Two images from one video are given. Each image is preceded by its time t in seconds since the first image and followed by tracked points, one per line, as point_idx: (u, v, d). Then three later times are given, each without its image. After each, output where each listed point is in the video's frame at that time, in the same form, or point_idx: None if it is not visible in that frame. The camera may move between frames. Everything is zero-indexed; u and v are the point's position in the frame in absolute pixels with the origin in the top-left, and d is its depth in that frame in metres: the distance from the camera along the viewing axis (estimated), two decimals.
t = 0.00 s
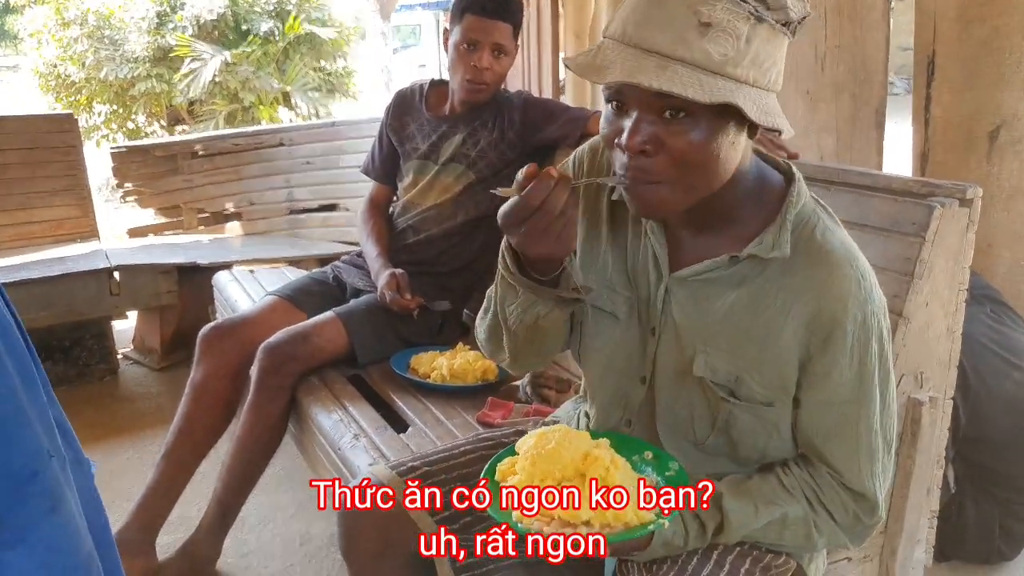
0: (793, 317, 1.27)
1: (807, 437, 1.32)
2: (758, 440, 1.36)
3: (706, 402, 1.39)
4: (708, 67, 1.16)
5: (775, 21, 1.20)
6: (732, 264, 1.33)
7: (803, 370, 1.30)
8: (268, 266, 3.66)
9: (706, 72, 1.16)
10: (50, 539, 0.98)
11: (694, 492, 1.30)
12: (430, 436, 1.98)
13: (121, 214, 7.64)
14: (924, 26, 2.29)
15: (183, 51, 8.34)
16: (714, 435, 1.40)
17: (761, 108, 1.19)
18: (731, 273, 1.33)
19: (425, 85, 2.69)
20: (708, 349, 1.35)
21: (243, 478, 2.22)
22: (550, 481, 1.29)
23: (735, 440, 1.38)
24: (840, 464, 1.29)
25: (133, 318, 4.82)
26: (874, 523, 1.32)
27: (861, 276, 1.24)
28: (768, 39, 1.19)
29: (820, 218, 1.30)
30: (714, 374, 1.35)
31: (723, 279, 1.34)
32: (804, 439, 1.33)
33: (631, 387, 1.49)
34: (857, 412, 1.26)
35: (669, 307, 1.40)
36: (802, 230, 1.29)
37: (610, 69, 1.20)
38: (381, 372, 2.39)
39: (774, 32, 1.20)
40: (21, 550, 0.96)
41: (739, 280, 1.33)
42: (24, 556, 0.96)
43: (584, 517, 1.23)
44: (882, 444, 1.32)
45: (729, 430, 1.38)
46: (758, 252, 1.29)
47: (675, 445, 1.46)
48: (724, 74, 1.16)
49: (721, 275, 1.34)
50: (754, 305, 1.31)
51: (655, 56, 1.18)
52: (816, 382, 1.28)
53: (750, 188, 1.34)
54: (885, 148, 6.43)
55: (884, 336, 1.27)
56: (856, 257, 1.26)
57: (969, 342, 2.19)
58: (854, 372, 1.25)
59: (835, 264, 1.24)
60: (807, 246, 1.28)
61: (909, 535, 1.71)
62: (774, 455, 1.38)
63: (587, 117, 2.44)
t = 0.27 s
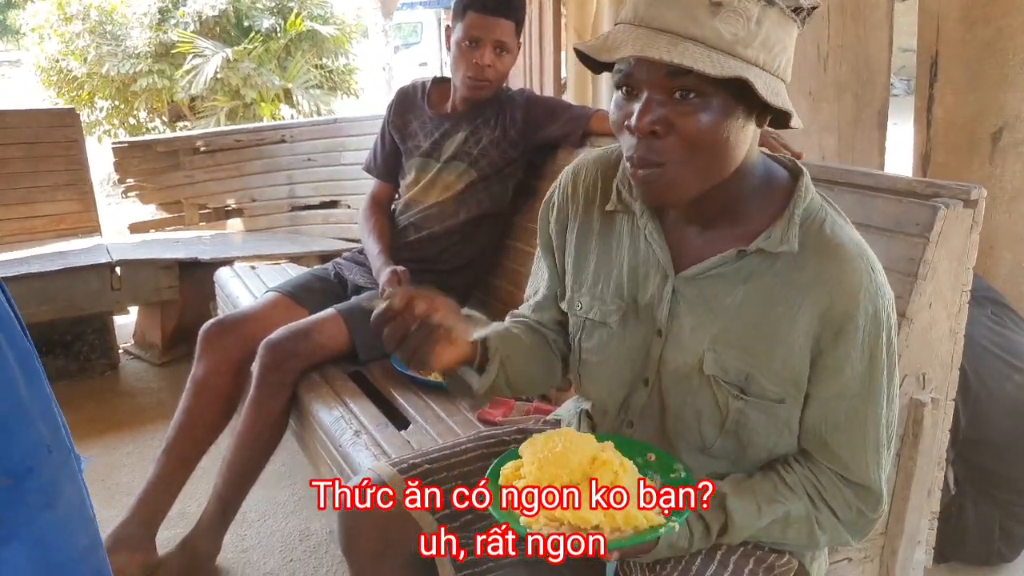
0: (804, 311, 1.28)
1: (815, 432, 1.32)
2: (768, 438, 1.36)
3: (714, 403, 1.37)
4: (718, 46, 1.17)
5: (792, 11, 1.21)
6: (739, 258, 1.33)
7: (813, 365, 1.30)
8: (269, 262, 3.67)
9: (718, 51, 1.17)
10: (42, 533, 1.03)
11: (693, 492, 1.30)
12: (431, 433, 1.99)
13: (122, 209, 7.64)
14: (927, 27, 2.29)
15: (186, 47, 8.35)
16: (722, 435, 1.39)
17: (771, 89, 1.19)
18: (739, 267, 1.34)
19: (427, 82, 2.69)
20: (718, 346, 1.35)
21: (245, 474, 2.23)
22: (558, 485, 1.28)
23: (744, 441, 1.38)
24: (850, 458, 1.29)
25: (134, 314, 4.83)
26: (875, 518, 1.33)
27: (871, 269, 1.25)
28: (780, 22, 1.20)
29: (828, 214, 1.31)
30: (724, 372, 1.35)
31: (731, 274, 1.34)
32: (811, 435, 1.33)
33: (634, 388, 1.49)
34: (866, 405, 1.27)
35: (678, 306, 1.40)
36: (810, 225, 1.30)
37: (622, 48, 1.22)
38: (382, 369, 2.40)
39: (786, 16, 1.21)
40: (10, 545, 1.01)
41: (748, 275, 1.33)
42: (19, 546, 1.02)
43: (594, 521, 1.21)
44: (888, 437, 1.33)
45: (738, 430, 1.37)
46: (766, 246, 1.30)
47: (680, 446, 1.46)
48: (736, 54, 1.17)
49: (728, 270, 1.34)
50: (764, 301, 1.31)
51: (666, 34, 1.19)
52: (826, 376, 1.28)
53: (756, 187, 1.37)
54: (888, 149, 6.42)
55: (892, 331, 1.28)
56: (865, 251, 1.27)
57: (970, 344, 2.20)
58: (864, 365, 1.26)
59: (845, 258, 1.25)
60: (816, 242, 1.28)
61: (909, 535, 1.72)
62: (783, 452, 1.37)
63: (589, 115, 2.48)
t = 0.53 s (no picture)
0: (798, 310, 1.27)
1: (814, 429, 1.30)
2: (766, 437, 1.34)
3: (712, 402, 1.37)
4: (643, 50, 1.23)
5: (718, 22, 1.20)
6: (731, 257, 1.33)
7: (810, 363, 1.29)
8: (270, 259, 3.66)
9: (617, 59, 1.24)
10: (38, 533, 1.01)
11: (694, 492, 1.29)
12: (433, 430, 1.98)
13: (123, 206, 7.63)
14: (931, 22, 2.28)
15: (186, 43, 8.34)
16: (720, 436, 1.38)
17: (664, 99, 1.21)
18: (731, 266, 1.33)
19: (429, 78, 2.68)
20: (713, 345, 1.35)
21: (246, 470, 2.22)
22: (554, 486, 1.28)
23: (743, 440, 1.36)
24: (849, 456, 1.28)
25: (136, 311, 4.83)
26: (877, 515, 1.31)
27: (866, 266, 1.24)
28: (690, 33, 1.20)
29: (822, 210, 1.29)
30: (719, 370, 1.34)
31: (725, 273, 1.34)
32: (810, 433, 1.32)
33: (635, 388, 1.49)
34: (863, 403, 1.26)
35: (672, 305, 1.41)
36: (803, 221, 1.29)
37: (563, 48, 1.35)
38: (383, 366, 2.39)
39: (702, 26, 1.20)
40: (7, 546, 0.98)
41: (741, 273, 1.33)
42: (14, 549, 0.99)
43: (588, 522, 1.22)
44: (887, 434, 1.31)
45: (736, 430, 1.36)
46: (757, 244, 1.29)
47: (678, 448, 1.45)
48: (630, 62, 1.23)
49: (720, 269, 1.34)
50: (758, 299, 1.31)
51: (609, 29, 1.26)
52: (823, 374, 1.27)
53: (747, 185, 1.36)
54: (891, 145, 6.40)
55: (889, 327, 1.26)
56: (860, 247, 1.25)
57: (974, 341, 2.19)
58: (860, 363, 1.24)
59: (838, 254, 1.24)
60: (809, 239, 1.27)
61: (913, 533, 1.71)
62: (783, 449, 1.36)
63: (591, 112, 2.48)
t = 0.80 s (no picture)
0: (783, 305, 1.26)
1: (803, 426, 1.29)
2: (755, 434, 1.34)
3: (701, 397, 1.37)
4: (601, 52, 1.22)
5: (670, 24, 1.17)
6: (719, 252, 1.33)
7: (797, 359, 1.28)
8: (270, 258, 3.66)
9: (579, 61, 1.24)
10: (36, 535, 1.01)
11: (693, 492, 1.30)
12: (433, 430, 1.99)
13: (123, 206, 7.63)
14: (930, 21, 2.28)
15: (187, 43, 8.34)
16: (711, 431, 1.38)
17: (622, 102, 1.20)
18: (720, 261, 1.33)
19: (428, 78, 2.68)
20: (700, 340, 1.35)
21: (246, 470, 2.23)
22: (536, 475, 1.28)
23: (733, 436, 1.36)
24: (838, 454, 1.27)
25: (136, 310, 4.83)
26: (869, 514, 1.30)
27: (852, 262, 1.22)
28: (645, 35, 1.18)
29: (810, 206, 1.28)
30: (707, 365, 1.35)
31: (713, 268, 1.34)
32: (800, 431, 1.31)
33: (629, 385, 1.50)
34: (851, 401, 1.24)
35: (662, 300, 1.41)
36: (790, 217, 1.28)
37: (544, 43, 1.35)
38: (382, 365, 2.39)
39: (657, 29, 1.18)
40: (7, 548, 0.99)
41: (729, 269, 1.32)
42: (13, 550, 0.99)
43: (567, 512, 1.22)
44: (878, 433, 1.29)
45: (725, 425, 1.36)
46: (743, 240, 1.29)
47: (672, 443, 1.45)
48: (590, 65, 1.23)
49: (709, 264, 1.34)
50: (745, 295, 1.30)
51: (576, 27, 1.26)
52: (809, 371, 1.26)
53: (736, 182, 1.36)
54: (890, 143, 6.40)
55: (879, 325, 1.24)
56: (846, 243, 1.24)
57: (973, 340, 2.19)
58: (847, 361, 1.23)
59: (823, 251, 1.23)
60: (794, 234, 1.26)
61: (913, 532, 1.71)
62: (777, 447, 1.35)
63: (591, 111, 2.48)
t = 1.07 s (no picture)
0: (779, 305, 1.26)
1: (802, 426, 1.30)
2: (753, 432, 1.35)
3: (700, 396, 1.38)
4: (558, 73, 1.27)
5: (610, 43, 1.20)
6: (715, 253, 1.33)
7: (793, 359, 1.28)
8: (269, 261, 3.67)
9: (547, 82, 1.28)
10: (32, 541, 1.01)
11: (693, 492, 1.30)
12: (433, 431, 1.99)
13: (122, 209, 7.64)
14: (925, 19, 2.28)
15: (184, 46, 8.35)
16: (710, 430, 1.39)
17: (581, 120, 1.23)
18: (716, 261, 1.33)
19: (426, 80, 2.68)
20: (697, 340, 1.35)
21: (247, 473, 2.23)
22: (536, 479, 1.29)
23: (732, 435, 1.37)
24: (836, 454, 1.27)
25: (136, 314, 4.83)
26: (869, 512, 1.30)
27: (848, 263, 1.22)
28: (593, 56, 1.21)
29: (806, 206, 1.28)
30: (705, 364, 1.35)
31: (709, 268, 1.34)
32: (798, 430, 1.31)
33: (629, 384, 1.50)
34: (847, 401, 1.24)
35: (661, 299, 1.42)
36: (786, 218, 1.28)
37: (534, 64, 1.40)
38: (382, 367, 2.40)
39: (600, 50, 1.21)
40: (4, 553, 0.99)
41: (725, 269, 1.33)
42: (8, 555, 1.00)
43: (567, 515, 1.24)
44: (878, 433, 1.29)
45: (724, 423, 1.36)
46: (738, 241, 1.28)
47: (672, 443, 1.45)
48: (555, 86, 1.27)
49: (705, 264, 1.34)
50: (741, 295, 1.30)
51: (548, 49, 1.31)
52: (805, 371, 1.26)
53: (733, 181, 1.34)
54: (888, 140, 6.41)
55: (876, 325, 1.24)
56: (842, 244, 1.23)
57: (971, 337, 2.20)
58: (843, 361, 1.23)
59: (819, 252, 1.23)
60: (790, 235, 1.26)
61: (912, 530, 1.71)
62: (778, 446, 1.36)
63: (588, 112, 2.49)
